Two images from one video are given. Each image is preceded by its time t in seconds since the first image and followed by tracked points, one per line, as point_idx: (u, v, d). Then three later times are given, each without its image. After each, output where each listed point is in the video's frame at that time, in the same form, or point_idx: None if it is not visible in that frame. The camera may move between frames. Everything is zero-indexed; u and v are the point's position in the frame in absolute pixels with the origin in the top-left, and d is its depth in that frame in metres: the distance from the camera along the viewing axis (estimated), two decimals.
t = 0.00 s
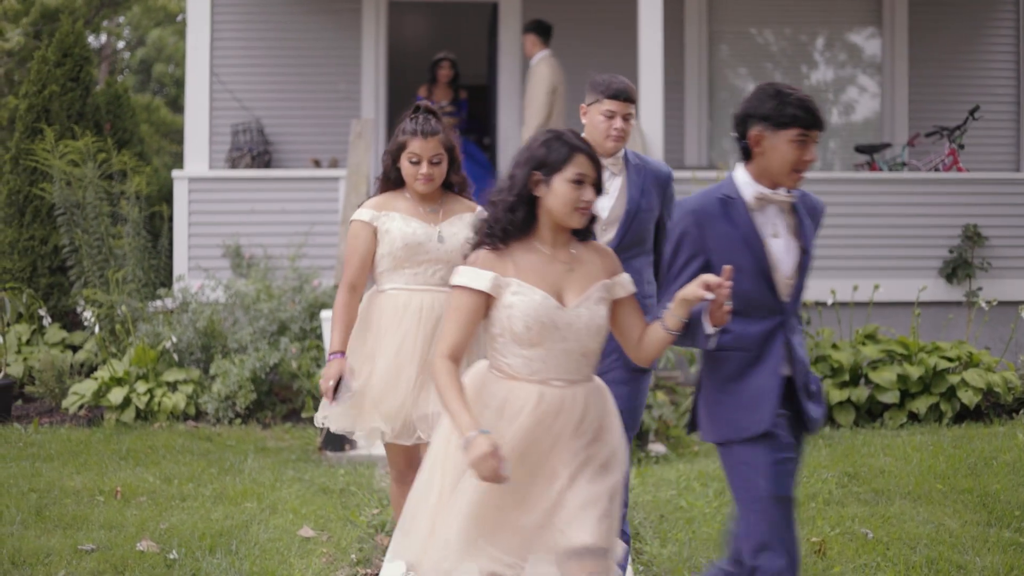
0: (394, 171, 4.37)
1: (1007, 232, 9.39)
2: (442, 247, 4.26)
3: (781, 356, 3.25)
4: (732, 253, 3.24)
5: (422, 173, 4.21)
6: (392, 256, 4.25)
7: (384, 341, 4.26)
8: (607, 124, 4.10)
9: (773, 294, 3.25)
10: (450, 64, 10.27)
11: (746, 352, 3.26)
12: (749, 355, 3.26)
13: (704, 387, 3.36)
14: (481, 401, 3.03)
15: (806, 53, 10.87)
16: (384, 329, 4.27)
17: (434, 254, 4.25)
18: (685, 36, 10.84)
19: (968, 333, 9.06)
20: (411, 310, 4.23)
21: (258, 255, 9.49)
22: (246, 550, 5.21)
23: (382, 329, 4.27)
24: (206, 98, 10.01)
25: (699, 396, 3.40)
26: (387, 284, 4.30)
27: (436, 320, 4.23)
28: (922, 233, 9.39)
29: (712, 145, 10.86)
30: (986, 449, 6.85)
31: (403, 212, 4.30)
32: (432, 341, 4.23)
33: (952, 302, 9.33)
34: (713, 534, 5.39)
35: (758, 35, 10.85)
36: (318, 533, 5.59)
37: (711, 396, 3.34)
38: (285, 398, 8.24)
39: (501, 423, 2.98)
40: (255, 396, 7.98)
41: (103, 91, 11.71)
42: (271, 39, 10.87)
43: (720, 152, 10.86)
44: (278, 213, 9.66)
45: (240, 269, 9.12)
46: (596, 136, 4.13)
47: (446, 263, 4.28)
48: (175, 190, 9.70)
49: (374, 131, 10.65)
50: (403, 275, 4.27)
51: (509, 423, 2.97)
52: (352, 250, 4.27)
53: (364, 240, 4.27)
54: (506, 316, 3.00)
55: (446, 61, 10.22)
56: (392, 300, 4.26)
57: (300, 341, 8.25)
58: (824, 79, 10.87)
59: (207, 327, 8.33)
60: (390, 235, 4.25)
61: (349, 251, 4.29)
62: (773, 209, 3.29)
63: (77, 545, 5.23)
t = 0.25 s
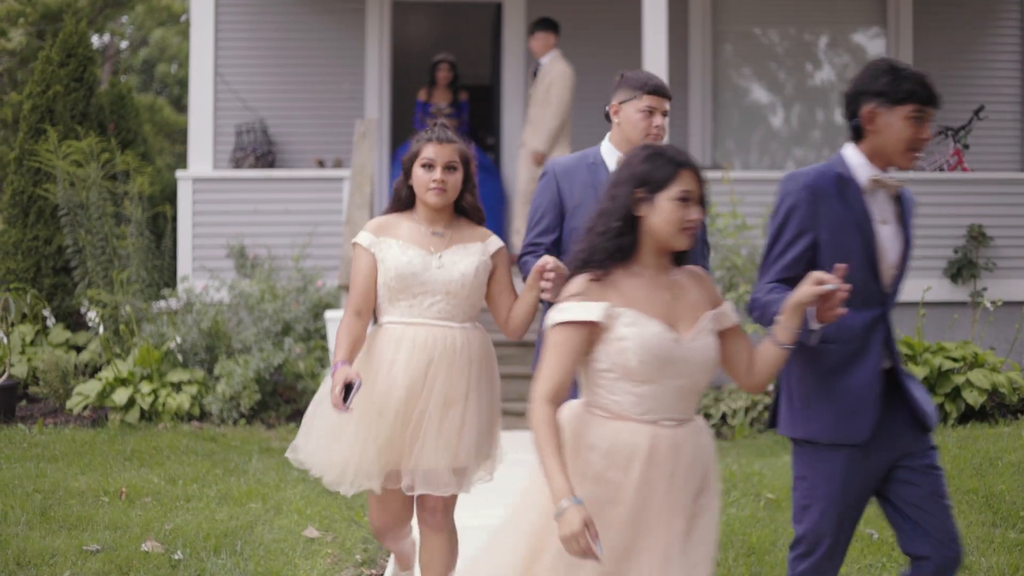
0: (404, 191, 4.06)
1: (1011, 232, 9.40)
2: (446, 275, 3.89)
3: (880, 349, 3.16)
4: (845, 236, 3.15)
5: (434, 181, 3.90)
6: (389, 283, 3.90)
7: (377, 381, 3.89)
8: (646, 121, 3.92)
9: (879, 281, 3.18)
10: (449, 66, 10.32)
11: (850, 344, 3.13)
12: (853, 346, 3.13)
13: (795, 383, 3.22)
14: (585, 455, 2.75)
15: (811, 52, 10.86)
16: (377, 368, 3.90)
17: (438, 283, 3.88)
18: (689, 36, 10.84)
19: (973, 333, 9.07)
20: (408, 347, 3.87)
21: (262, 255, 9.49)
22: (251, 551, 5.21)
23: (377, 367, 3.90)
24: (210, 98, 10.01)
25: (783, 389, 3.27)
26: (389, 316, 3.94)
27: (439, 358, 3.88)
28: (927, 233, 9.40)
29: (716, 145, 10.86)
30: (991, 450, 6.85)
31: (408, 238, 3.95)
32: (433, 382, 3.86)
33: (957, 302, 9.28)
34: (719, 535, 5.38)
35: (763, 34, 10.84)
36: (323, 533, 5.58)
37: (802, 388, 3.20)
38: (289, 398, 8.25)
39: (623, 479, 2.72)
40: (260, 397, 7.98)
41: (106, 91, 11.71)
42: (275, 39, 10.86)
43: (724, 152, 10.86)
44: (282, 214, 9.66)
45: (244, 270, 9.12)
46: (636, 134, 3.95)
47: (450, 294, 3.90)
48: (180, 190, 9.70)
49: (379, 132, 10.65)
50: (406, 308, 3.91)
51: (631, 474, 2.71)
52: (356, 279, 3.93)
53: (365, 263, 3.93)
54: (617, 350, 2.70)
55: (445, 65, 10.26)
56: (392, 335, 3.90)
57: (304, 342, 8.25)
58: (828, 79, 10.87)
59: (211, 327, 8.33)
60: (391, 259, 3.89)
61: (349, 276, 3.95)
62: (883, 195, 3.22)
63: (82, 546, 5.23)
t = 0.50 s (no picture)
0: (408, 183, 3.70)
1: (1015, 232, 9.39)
2: (454, 271, 3.51)
3: (1005, 384, 3.06)
4: (971, 261, 3.05)
5: (444, 165, 3.57)
6: (393, 280, 3.51)
7: (372, 392, 3.50)
8: (673, 113, 3.65)
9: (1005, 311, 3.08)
10: (449, 65, 10.26)
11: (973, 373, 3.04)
12: (976, 376, 3.04)
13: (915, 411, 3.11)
14: (718, 501, 2.35)
15: (814, 52, 10.84)
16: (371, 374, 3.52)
17: (445, 279, 3.50)
18: (692, 35, 10.83)
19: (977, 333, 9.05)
20: (409, 346, 3.50)
21: (264, 255, 9.49)
22: (254, 551, 5.20)
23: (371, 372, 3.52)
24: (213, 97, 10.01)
25: (901, 418, 3.15)
26: (383, 317, 3.57)
27: (443, 360, 3.49)
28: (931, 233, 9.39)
29: (720, 145, 10.85)
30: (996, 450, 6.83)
31: (411, 229, 3.56)
32: (432, 387, 3.47)
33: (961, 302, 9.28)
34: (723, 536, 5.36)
35: (766, 34, 10.83)
36: (326, 533, 5.57)
37: (925, 415, 3.09)
38: (292, 398, 8.24)
39: (757, 515, 2.32)
40: (262, 397, 7.97)
41: (109, 91, 11.70)
42: (277, 39, 10.85)
43: (729, 151, 10.85)
44: (285, 213, 9.65)
45: (246, 269, 9.11)
46: (662, 127, 3.66)
47: (458, 293, 3.51)
48: (182, 190, 9.69)
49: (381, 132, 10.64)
50: (404, 307, 3.52)
51: (768, 508, 2.33)
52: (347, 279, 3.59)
53: (363, 260, 3.56)
54: (769, 354, 2.32)
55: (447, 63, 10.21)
56: (388, 338, 3.53)
57: (307, 342, 8.24)
58: (831, 79, 10.86)
59: (214, 327, 8.33)
60: (397, 252, 3.51)
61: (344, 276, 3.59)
62: (1012, 218, 3.10)
63: (85, 545, 5.22)
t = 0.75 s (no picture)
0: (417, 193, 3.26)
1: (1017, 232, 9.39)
2: (484, 288, 3.08)
3: None
4: None
5: (463, 172, 3.15)
6: (416, 301, 3.07)
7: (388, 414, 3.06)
8: (707, 114, 3.40)
9: None
10: (453, 63, 10.29)
11: None
12: None
13: None
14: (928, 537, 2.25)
15: (816, 52, 10.83)
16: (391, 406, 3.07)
17: (473, 300, 3.07)
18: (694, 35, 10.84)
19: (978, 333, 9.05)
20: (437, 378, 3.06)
21: (266, 255, 9.51)
22: (256, 551, 5.21)
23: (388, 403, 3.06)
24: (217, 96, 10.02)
25: None
26: (400, 341, 3.11)
27: (470, 396, 3.06)
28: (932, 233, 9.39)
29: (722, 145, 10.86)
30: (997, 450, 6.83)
31: (429, 245, 3.13)
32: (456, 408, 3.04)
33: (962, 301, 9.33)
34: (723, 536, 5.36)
35: (767, 34, 10.84)
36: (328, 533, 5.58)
37: None
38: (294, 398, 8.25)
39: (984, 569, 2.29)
40: (264, 397, 7.98)
41: (111, 91, 11.71)
42: (279, 39, 10.86)
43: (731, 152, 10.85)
44: (287, 214, 9.65)
45: (248, 269, 9.12)
46: (696, 129, 3.41)
47: (487, 313, 3.09)
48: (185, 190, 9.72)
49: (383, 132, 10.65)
50: (425, 332, 3.08)
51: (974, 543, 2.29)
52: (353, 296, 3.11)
53: (375, 280, 3.10)
54: (973, 376, 2.23)
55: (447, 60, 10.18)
56: (406, 366, 3.08)
57: (309, 341, 8.25)
58: (832, 79, 10.85)
59: (217, 327, 8.35)
60: (424, 271, 3.07)
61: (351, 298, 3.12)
62: None
63: (88, 546, 5.23)
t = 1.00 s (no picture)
0: (467, 179, 2.91)
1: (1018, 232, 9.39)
2: (555, 303, 2.82)
3: None
4: None
5: (539, 178, 2.85)
6: (477, 312, 2.76)
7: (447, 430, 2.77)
8: (776, 108, 3.13)
9: None
10: (465, 61, 10.26)
11: None
12: None
13: None
14: None
15: (816, 52, 10.83)
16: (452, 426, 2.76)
17: (541, 313, 2.80)
18: (695, 35, 10.85)
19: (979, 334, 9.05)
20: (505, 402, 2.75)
21: (267, 255, 9.52)
22: (257, 551, 5.22)
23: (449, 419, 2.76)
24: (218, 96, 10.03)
25: None
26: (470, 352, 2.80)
27: (530, 417, 2.77)
28: (934, 234, 9.39)
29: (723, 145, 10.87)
30: (996, 451, 6.84)
31: (495, 249, 2.82)
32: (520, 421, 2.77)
33: (962, 302, 9.36)
34: (723, 536, 5.37)
35: (768, 35, 10.85)
36: (329, 534, 5.59)
37: None
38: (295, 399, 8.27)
39: None
40: (265, 397, 7.99)
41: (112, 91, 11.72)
42: (279, 40, 10.87)
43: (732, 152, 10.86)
44: (288, 214, 9.66)
45: (249, 270, 9.14)
46: (764, 124, 3.14)
47: (553, 326, 2.82)
48: (186, 191, 9.73)
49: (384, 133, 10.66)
50: (491, 347, 2.78)
51: None
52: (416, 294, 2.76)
53: (441, 280, 2.76)
54: None
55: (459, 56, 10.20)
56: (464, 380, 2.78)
57: (310, 342, 8.26)
58: (833, 79, 10.85)
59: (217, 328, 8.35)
60: (499, 281, 2.77)
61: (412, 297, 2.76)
62: None
63: (89, 546, 5.24)
